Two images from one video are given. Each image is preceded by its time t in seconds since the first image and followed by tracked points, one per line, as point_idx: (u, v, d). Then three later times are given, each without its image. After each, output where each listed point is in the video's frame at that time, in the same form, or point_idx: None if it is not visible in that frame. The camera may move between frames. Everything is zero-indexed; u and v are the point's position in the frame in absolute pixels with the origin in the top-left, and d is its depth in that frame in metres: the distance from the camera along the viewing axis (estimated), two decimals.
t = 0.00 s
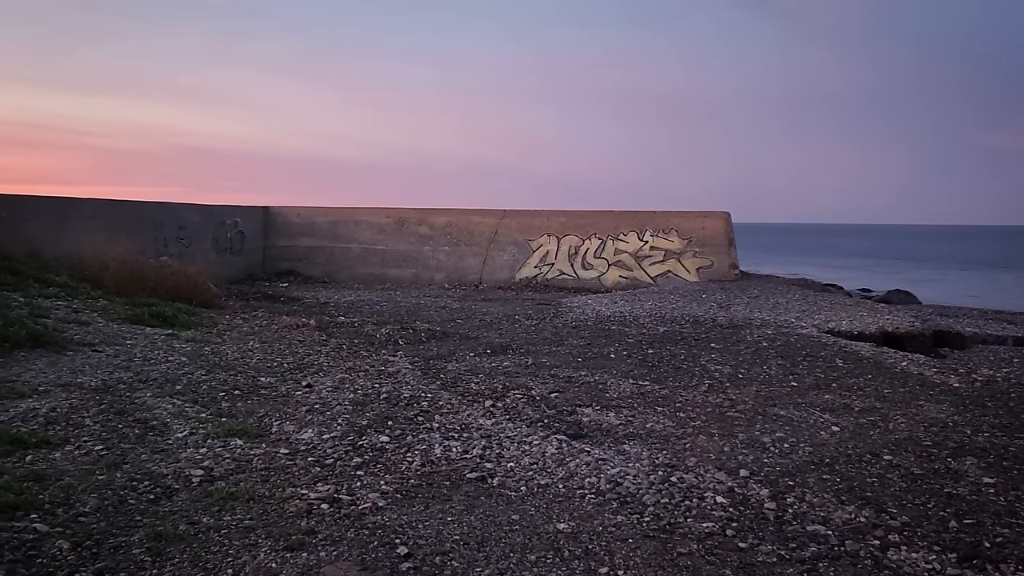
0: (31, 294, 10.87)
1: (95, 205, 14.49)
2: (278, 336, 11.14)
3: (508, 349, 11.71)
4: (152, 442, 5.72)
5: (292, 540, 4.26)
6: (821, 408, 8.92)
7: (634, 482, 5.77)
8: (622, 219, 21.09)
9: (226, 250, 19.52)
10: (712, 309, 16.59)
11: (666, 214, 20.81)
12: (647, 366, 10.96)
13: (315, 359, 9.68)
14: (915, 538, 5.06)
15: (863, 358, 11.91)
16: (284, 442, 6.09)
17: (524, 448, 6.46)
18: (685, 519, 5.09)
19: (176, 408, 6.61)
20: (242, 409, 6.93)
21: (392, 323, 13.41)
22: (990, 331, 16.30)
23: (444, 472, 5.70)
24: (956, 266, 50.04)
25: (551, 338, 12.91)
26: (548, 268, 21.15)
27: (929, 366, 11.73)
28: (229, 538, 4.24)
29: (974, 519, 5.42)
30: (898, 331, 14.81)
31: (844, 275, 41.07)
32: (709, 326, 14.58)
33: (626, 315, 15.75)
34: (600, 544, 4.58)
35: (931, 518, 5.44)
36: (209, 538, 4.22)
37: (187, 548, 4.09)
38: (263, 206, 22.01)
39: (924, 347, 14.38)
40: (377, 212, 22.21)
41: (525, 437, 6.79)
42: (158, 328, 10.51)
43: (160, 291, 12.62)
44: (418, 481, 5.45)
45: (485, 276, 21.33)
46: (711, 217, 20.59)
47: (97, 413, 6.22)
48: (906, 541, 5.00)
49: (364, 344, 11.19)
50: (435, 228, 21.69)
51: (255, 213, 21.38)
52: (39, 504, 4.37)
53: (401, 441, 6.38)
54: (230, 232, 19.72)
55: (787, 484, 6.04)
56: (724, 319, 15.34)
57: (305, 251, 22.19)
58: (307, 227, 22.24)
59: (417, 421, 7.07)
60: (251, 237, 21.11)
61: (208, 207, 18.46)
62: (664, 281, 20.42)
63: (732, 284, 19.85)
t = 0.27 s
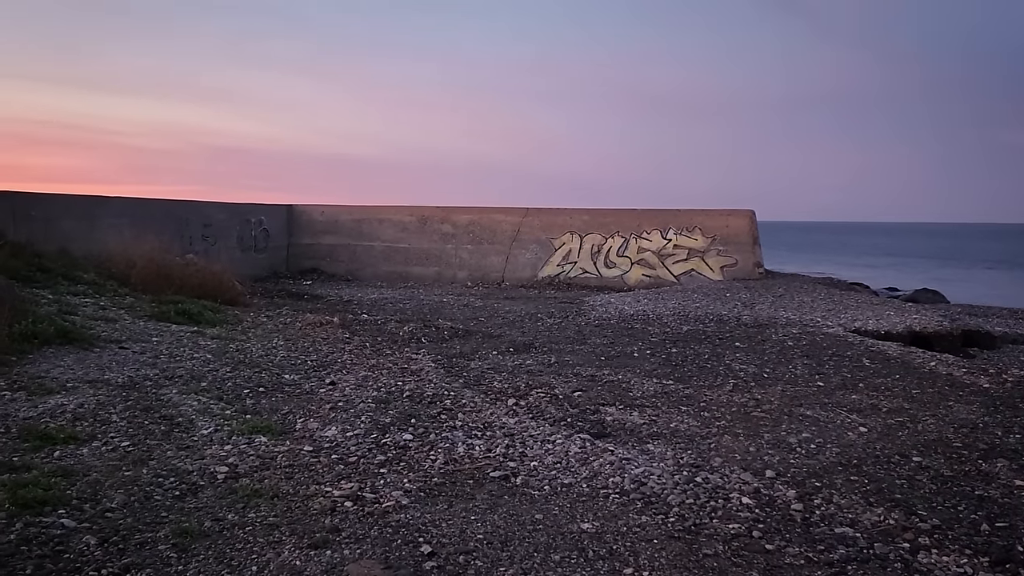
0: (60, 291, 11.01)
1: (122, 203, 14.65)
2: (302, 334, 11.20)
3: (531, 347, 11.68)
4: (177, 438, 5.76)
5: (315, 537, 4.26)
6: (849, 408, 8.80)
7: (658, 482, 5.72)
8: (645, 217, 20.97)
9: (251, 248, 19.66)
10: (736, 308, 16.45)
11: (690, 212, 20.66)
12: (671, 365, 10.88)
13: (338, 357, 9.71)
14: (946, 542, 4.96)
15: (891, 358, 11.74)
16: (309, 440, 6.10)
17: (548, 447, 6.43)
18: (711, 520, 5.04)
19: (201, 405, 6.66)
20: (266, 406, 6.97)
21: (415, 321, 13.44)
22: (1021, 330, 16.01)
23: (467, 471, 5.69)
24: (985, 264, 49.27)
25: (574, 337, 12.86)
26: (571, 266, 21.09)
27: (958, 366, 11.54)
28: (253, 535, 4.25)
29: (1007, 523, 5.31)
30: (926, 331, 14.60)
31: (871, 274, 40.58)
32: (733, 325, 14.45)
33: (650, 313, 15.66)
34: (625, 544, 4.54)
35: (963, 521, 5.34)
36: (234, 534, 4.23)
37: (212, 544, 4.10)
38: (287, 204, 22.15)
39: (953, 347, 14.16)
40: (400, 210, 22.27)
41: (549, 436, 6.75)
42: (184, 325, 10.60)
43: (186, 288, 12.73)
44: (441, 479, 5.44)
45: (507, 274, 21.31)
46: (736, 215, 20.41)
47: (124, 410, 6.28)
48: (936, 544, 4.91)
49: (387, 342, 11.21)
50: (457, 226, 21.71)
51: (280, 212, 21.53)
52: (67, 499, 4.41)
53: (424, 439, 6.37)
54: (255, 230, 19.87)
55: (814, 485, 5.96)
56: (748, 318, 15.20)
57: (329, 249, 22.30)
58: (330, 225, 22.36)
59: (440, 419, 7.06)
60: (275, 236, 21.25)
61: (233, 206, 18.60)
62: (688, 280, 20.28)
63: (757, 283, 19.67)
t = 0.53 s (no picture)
0: (78, 287, 11.08)
1: (139, 200, 14.73)
2: (318, 330, 11.20)
3: (546, 344, 11.63)
4: (194, 434, 5.76)
5: (332, 535, 4.24)
6: (868, 407, 8.70)
7: (676, 481, 5.66)
8: (661, 214, 20.86)
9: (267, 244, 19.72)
10: (753, 305, 16.32)
11: (706, 209, 20.53)
12: (688, 363, 10.80)
13: (354, 353, 9.71)
14: (970, 544, 4.88)
15: (910, 356, 11.61)
16: (324, 437, 6.09)
17: (564, 445, 6.38)
18: (730, 521, 4.98)
19: (217, 401, 6.66)
20: (283, 402, 6.96)
21: (430, 318, 13.43)
22: None
23: (483, 469, 5.65)
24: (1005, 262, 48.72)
25: (590, 334, 12.80)
26: (586, 263, 21.02)
27: (979, 365, 11.39)
28: (269, 532, 4.24)
29: None
30: (946, 328, 14.43)
31: (889, 271, 40.23)
32: (750, 322, 14.34)
33: (666, 310, 15.57)
34: (643, 544, 4.49)
35: (987, 523, 5.24)
36: (250, 532, 4.22)
37: (228, 541, 4.09)
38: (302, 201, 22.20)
39: (974, 345, 13.99)
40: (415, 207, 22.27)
41: (565, 434, 6.71)
42: (201, 321, 10.63)
43: (203, 284, 12.76)
44: (457, 477, 5.41)
45: (522, 271, 21.27)
46: (752, 212, 20.27)
47: (141, 406, 6.29)
48: (960, 547, 4.83)
49: (402, 339, 11.20)
50: (472, 223, 21.69)
51: (295, 209, 21.58)
52: (84, 495, 4.41)
53: (439, 437, 6.35)
54: (271, 227, 19.93)
55: (834, 485, 5.88)
56: (765, 315, 15.08)
57: (344, 245, 22.33)
58: (346, 222, 22.39)
59: (456, 416, 7.03)
60: (291, 232, 21.31)
61: (249, 202, 18.66)
62: (704, 277, 20.17)
63: (773, 280, 19.52)
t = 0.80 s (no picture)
0: (85, 282, 11.07)
1: (146, 194, 14.72)
2: (324, 325, 11.17)
3: (553, 339, 11.57)
4: (200, 430, 5.74)
5: (338, 533, 4.20)
6: (878, 403, 8.62)
7: (685, 479, 5.61)
8: (668, 208, 20.76)
9: (273, 239, 19.71)
10: (761, 301, 16.24)
11: (714, 204, 20.42)
12: (696, 359, 10.74)
13: (360, 348, 9.68)
14: (984, 543, 4.81)
15: (920, 352, 11.52)
16: (331, 433, 6.06)
17: (572, 442, 6.34)
18: (740, 519, 4.92)
19: (223, 397, 6.64)
20: (289, 398, 6.94)
21: (437, 313, 13.39)
22: None
23: (491, 465, 5.61)
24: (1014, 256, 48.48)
25: (597, 329, 12.75)
26: (593, 258, 20.94)
27: (990, 361, 11.30)
28: (275, 530, 4.20)
29: None
30: (955, 324, 14.32)
31: (897, 266, 40.04)
32: (758, 317, 14.26)
33: (673, 306, 15.50)
34: (652, 543, 4.44)
35: (1001, 522, 5.17)
36: (255, 529, 4.19)
37: (233, 539, 4.06)
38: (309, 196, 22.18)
39: (984, 340, 13.88)
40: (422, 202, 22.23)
41: (573, 430, 6.66)
42: (207, 316, 10.61)
43: (210, 279, 12.74)
44: (464, 474, 5.37)
45: (529, 266, 21.21)
46: (761, 206, 20.15)
47: (147, 401, 6.27)
48: (974, 546, 4.76)
49: (409, 334, 11.16)
50: (479, 218, 21.64)
51: (302, 203, 21.56)
52: (89, 492, 4.39)
53: (446, 433, 6.31)
54: (277, 221, 19.91)
55: (845, 483, 5.82)
56: (774, 311, 15.00)
57: (351, 240, 22.30)
58: (352, 216, 22.36)
59: (463, 412, 6.99)
60: (297, 227, 21.30)
61: (256, 197, 18.64)
62: (711, 272, 20.08)
63: (782, 275, 19.41)
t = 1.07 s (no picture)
0: (81, 277, 11.00)
1: (142, 189, 14.63)
2: (322, 320, 11.11)
3: (552, 334, 11.51)
4: (196, 427, 5.68)
5: (336, 532, 4.15)
6: (879, 398, 8.58)
7: (686, 476, 5.56)
8: (667, 202, 20.69)
9: (271, 233, 19.62)
10: (760, 295, 16.19)
11: (713, 198, 20.34)
12: (695, 354, 10.68)
13: (358, 344, 9.62)
14: (987, 541, 4.76)
15: (920, 347, 11.48)
16: (328, 430, 5.99)
17: (571, 438, 6.28)
18: (742, 517, 4.87)
19: (220, 393, 6.58)
20: (286, 394, 6.87)
21: (435, 308, 13.32)
22: None
23: (490, 463, 5.55)
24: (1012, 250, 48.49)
25: (596, 324, 12.69)
26: (592, 252, 20.88)
27: (990, 355, 11.26)
28: (271, 529, 4.14)
29: None
30: (955, 319, 14.28)
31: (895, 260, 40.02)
32: (757, 312, 14.21)
33: (672, 300, 15.44)
34: (653, 542, 4.39)
35: (1005, 519, 5.13)
36: (252, 529, 4.13)
37: (229, 539, 4.00)
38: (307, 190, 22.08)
39: (983, 335, 13.85)
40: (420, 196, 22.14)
41: (572, 427, 6.60)
42: (204, 312, 10.54)
43: (207, 274, 12.66)
44: (463, 472, 5.32)
45: (528, 261, 21.15)
46: (760, 200, 20.08)
47: (142, 398, 6.21)
48: (978, 544, 4.71)
49: (407, 329, 11.10)
50: (477, 212, 21.57)
51: (300, 198, 21.47)
52: (83, 491, 4.32)
53: (445, 429, 6.25)
54: (275, 216, 19.82)
55: (847, 480, 5.77)
56: (773, 305, 14.95)
57: (349, 235, 22.22)
58: (350, 211, 22.27)
59: (462, 408, 6.93)
60: (295, 221, 21.21)
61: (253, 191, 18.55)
62: (710, 267, 20.02)
63: (780, 269, 19.36)
